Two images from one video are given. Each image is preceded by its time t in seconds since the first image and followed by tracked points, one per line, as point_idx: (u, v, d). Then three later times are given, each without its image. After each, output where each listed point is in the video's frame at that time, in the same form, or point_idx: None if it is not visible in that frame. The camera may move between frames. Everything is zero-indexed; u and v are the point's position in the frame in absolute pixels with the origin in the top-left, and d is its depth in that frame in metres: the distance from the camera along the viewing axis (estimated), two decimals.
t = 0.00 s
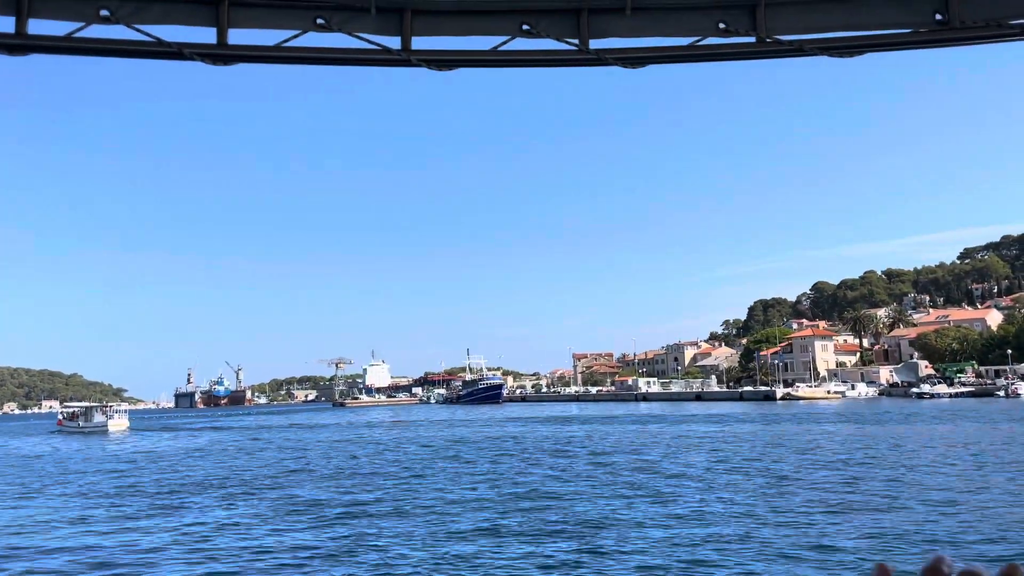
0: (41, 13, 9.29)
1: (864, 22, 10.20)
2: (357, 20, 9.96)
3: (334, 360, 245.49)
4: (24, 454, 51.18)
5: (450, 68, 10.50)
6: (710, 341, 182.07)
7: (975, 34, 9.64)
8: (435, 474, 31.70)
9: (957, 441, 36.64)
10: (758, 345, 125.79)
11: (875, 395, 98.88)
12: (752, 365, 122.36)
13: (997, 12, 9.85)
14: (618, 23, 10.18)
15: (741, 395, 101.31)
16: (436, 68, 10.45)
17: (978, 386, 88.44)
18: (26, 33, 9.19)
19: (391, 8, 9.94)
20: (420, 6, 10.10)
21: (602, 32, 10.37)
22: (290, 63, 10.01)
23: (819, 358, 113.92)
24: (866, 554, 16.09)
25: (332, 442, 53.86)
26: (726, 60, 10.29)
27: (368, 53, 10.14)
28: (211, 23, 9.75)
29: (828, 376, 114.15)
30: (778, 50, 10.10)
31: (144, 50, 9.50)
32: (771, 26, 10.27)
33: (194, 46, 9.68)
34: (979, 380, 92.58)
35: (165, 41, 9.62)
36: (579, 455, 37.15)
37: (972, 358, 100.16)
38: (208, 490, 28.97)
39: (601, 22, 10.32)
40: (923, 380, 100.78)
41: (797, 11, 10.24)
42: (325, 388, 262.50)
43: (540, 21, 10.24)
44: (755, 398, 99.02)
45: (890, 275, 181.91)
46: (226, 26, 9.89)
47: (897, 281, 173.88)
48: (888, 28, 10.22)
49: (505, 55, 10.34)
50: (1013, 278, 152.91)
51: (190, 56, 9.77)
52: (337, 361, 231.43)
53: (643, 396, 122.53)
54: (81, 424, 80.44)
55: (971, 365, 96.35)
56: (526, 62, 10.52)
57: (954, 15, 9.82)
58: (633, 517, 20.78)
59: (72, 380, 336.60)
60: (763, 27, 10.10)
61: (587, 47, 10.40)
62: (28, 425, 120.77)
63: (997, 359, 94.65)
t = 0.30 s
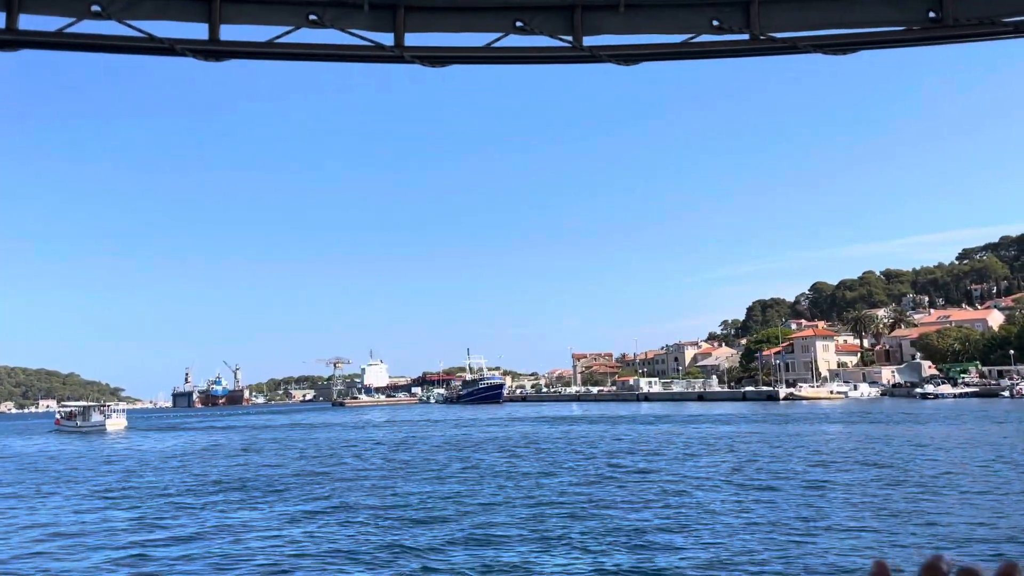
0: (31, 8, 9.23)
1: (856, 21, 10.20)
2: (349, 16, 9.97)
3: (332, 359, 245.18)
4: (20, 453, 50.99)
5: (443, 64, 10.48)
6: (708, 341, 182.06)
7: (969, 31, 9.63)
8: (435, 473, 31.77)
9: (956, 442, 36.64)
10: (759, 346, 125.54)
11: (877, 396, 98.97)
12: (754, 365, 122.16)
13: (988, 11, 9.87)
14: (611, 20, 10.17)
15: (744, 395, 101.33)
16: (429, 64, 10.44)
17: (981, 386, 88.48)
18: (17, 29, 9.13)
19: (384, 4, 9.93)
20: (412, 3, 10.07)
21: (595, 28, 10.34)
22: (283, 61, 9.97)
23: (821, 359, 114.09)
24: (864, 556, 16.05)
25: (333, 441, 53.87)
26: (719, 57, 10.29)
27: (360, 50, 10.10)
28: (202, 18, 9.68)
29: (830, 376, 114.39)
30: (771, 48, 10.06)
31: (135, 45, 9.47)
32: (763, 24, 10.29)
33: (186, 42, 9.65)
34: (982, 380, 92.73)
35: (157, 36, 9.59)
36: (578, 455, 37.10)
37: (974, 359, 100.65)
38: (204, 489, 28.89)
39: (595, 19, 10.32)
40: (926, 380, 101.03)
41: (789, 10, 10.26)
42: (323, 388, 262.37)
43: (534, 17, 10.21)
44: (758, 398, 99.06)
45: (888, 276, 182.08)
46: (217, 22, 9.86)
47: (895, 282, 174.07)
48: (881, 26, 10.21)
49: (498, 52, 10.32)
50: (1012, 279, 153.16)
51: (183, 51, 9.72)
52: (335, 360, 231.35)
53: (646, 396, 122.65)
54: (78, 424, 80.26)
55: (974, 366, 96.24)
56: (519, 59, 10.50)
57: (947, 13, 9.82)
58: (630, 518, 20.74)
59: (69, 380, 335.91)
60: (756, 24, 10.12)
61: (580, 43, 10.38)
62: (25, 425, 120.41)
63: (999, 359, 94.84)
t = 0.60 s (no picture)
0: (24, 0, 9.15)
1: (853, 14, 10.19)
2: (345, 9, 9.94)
3: (331, 358, 245.11)
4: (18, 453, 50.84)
5: (440, 58, 10.42)
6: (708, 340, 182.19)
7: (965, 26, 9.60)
8: (434, 473, 31.76)
9: (958, 441, 36.54)
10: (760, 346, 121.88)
11: (881, 395, 99.04)
12: (755, 364, 121.94)
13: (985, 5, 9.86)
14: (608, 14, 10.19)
15: (747, 394, 101.27)
16: (426, 58, 10.36)
17: (986, 386, 88.45)
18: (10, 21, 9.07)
19: None
20: None
21: (592, 22, 10.36)
22: (279, 54, 9.94)
23: (823, 359, 115.18)
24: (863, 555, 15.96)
25: (332, 441, 53.82)
26: (715, 52, 10.34)
27: (356, 43, 10.06)
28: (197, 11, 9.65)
29: (832, 377, 114.98)
30: (768, 42, 10.08)
31: (129, 37, 9.40)
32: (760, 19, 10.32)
33: (180, 34, 9.60)
34: (986, 380, 92.34)
35: (152, 29, 9.54)
36: (578, 455, 36.95)
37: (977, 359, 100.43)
38: (201, 488, 28.74)
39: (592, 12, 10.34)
40: (929, 380, 101.25)
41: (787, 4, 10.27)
42: (322, 387, 262.04)
43: (532, 11, 10.23)
44: (762, 398, 99.04)
45: (888, 276, 182.45)
46: (213, 14, 9.84)
47: (895, 282, 174.19)
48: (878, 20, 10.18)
49: (495, 45, 10.30)
50: (1012, 279, 153.29)
51: (177, 44, 9.67)
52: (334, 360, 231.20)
53: (647, 396, 122.64)
54: (77, 423, 80.11)
55: (980, 366, 95.16)
56: (517, 53, 10.50)
57: (943, 7, 9.79)
58: (629, 518, 20.66)
59: (66, 379, 335.26)
60: (753, 18, 10.13)
61: (577, 37, 10.37)
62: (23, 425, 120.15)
63: (1002, 359, 94.79)
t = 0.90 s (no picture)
0: None
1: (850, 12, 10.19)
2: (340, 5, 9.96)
3: (330, 358, 244.99)
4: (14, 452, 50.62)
5: (436, 55, 10.40)
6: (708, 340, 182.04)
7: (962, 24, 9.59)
8: (433, 472, 31.68)
9: (959, 441, 36.45)
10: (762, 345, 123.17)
11: (884, 395, 98.98)
12: (757, 364, 121.63)
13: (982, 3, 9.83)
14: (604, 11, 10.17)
15: (751, 394, 101.27)
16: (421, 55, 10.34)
17: (989, 386, 88.44)
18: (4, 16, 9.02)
19: None
20: None
21: (588, 19, 10.36)
22: (274, 50, 9.93)
23: (824, 357, 114.96)
24: (865, 553, 15.92)
25: (330, 441, 53.67)
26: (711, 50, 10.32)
27: (352, 39, 10.04)
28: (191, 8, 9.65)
29: (835, 376, 114.69)
30: (764, 40, 10.13)
31: (122, 33, 9.35)
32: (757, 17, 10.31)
33: (174, 31, 9.55)
34: (991, 380, 92.10)
35: (146, 25, 9.47)
36: (578, 455, 36.81)
37: (979, 359, 100.25)
38: (198, 489, 28.58)
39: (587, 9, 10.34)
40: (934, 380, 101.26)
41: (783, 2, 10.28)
42: (320, 387, 261.70)
43: (527, 8, 10.23)
44: (765, 398, 99.06)
45: (887, 275, 182.49)
46: (207, 11, 9.81)
47: (895, 282, 174.35)
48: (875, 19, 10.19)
49: (489, 43, 10.31)
50: (1012, 279, 153.22)
51: (171, 40, 9.63)
52: (333, 359, 230.93)
53: (649, 396, 122.50)
54: (74, 422, 79.88)
55: (983, 365, 95.64)
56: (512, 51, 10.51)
57: (940, 6, 9.77)
58: (630, 517, 20.59)
59: (64, 379, 334.81)
60: (749, 16, 10.12)
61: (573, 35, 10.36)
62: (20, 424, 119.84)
63: (1005, 358, 94.85)
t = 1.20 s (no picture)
0: None
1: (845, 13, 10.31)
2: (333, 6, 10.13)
3: (329, 357, 244.99)
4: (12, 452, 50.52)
5: (429, 56, 10.40)
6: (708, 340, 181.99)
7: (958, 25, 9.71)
8: (434, 472, 31.72)
9: (961, 441, 36.52)
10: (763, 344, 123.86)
11: (887, 395, 99.04)
12: (759, 364, 121.53)
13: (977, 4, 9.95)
14: (598, 11, 10.31)
15: (754, 394, 101.17)
16: (415, 55, 10.32)
17: (995, 386, 88.09)
18: None
19: None
20: None
21: (582, 19, 10.49)
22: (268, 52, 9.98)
23: (827, 358, 115.40)
24: (866, 557, 15.97)
25: (331, 440, 53.63)
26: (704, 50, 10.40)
27: (343, 37, 10.03)
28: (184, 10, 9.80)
29: (838, 376, 113.77)
30: (756, 40, 10.23)
31: (115, 32, 9.37)
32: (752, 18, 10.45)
33: (166, 30, 9.56)
34: (995, 380, 91.81)
35: (138, 24, 9.51)
36: (579, 455, 36.84)
37: (982, 359, 100.08)
38: (196, 489, 28.56)
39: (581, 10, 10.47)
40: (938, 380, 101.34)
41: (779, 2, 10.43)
42: (318, 387, 261.24)
43: (520, 8, 10.36)
44: (769, 397, 98.99)
45: (887, 275, 182.65)
46: (200, 10, 9.90)
47: (894, 282, 174.51)
48: (871, 19, 10.26)
49: (481, 40, 10.30)
50: (1012, 279, 153.43)
51: (163, 40, 9.64)
52: (332, 359, 230.84)
53: (652, 396, 122.47)
54: (72, 422, 79.70)
55: (988, 365, 95.61)
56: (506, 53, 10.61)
57: (934, 6, 9.91)
58: (630, 519, 20.61)
59: (62, 379, 334.04)
60: (744, 16, 10.23)
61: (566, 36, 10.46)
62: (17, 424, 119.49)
63: (1008, 359, 94.99)
